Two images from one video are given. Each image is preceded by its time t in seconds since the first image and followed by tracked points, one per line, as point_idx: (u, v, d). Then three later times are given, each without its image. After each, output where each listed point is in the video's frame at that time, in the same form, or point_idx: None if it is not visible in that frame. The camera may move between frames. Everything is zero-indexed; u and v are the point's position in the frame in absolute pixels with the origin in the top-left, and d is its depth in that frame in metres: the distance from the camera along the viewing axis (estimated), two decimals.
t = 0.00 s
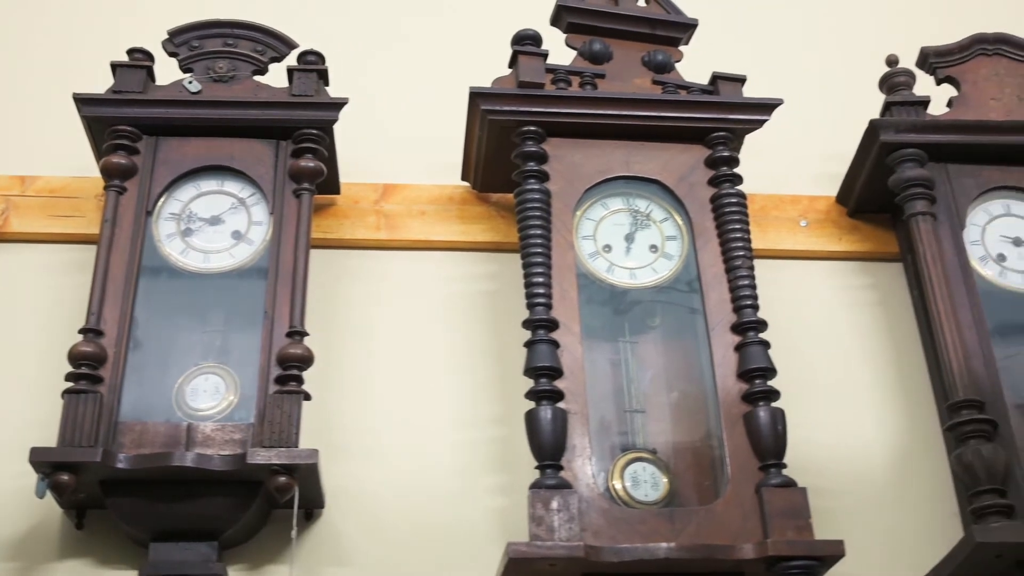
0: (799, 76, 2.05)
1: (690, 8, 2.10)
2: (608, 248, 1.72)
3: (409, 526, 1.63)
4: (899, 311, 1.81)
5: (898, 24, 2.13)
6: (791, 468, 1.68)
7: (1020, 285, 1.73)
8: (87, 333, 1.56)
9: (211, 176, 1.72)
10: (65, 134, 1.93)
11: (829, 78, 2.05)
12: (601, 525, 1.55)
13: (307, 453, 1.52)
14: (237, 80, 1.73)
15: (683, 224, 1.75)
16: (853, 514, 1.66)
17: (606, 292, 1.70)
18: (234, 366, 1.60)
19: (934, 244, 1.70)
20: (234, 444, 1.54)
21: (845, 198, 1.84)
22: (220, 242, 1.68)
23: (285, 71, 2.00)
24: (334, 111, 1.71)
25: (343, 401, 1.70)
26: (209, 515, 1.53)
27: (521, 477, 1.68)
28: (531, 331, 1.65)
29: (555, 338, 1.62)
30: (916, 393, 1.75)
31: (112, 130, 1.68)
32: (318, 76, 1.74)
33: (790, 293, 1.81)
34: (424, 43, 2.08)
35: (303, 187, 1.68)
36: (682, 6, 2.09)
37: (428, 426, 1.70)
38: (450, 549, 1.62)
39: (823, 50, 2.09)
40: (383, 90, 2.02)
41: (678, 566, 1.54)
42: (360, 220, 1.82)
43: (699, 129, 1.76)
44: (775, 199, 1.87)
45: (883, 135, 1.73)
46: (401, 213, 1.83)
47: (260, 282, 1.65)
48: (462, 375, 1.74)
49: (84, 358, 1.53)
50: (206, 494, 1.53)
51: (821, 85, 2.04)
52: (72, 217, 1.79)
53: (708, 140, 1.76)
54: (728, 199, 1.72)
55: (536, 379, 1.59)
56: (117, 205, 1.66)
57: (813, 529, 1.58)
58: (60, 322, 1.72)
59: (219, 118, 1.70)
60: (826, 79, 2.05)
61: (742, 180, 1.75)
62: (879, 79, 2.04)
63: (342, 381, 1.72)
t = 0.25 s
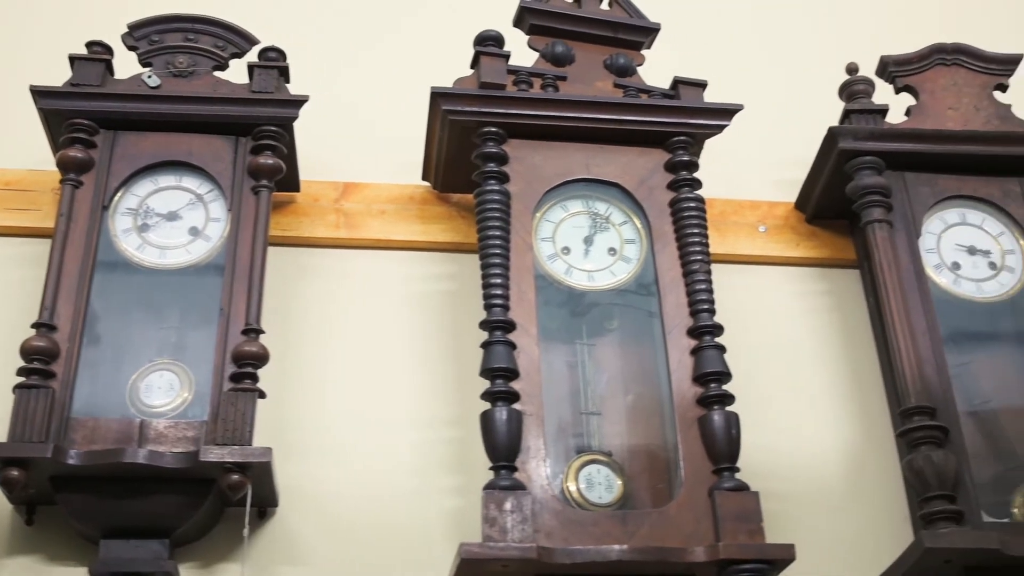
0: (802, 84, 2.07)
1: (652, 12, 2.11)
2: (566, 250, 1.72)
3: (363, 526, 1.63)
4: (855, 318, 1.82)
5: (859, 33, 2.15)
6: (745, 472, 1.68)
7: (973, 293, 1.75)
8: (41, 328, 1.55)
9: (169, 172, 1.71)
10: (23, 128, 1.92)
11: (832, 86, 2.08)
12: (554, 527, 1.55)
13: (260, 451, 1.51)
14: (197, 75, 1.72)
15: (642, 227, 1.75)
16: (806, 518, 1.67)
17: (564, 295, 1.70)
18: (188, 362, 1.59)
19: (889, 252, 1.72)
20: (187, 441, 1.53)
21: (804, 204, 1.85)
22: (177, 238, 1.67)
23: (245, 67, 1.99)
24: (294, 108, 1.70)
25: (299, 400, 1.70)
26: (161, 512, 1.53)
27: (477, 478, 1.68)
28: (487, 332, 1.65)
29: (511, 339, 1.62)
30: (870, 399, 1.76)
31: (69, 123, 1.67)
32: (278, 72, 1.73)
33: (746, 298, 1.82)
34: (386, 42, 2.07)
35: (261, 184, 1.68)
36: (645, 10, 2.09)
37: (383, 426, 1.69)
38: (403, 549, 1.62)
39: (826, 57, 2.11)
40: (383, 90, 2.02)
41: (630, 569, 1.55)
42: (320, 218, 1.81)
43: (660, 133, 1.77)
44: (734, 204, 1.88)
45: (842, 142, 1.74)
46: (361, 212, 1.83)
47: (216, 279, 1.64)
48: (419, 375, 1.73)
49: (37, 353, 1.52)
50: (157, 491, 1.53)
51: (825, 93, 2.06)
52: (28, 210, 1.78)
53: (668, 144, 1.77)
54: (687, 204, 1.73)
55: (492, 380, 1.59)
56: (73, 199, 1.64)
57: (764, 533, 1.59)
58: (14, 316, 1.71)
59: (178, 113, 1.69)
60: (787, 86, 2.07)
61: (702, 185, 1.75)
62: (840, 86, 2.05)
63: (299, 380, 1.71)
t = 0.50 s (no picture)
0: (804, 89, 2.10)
1: (614, 14, 2.12)
2: (523, 251, 1.73)
3: (316, 524, 1.62)
4: (809, 323, 1.84)
5: (820, 41, 2.17)
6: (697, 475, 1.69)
7: (926, 300, 1.77)
8: None
9: (124, 165, 1.70)
10: None
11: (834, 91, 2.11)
12: (505, 527, 1.55)
13: (210, 448, 1.50)
14: (154, 69, 1.71)
15: (599, 229, 1.75)
16: (757, 522, 1.68)
17: (520, 295, 1.70)
18: (141, 357, 1.58)
19: (843, 258, 1.73)
20: (137, 437, 1.51)
21: (761, 209, 1.86)
22: (131, 232, 1.66)
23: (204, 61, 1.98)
24: (252, 103, 1.69)
25: (253, 397, 1.69)
26: (110, 508, 1.51)
27: (430, 477, 1.68)
28: (443, 331, 1.65)
29: (466, 339, 1.62)
30: (823, 403, 1.78)
31: (23, 114, 1.65)
32: (236, 67, 1.72)
33: (703, 302, 1.83)
34: (348, 39, 2.07)
35: (217, 179, 1.67)
36: (607, 11, 2.10)
37: (337, 424, 1.69)
38: (356, 548, 1.62)
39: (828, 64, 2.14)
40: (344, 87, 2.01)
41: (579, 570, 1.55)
42: (277, 215, 1.81)
43: (618, 135, 1.77)
44: (692, 207, 1.88)
45: (799, 148, 1.75)
46: (318, 210, 1.82)
47: (170, 274, 1.63)
48: (373, 374, 1.73)
49: None
50: (107, 487, 1.51)
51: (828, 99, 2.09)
52: None
53: (627, 146, 1.77)
54: (644, 207, 1.74)
55: (446, 379, 1.59)
56: (26, 191, 1.63)
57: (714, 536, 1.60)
58: None
59: (135, 106, 1.67)
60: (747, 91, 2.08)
61: (660, 188, 1.76)
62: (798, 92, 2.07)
63: (253, 377, 1.70)
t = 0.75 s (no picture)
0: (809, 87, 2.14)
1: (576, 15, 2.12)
2: (481, 251, 1.73)
3: (269, 521, 1.62)
4: (765, 327, 1.85)
5: (779, 46, 2.19)
6: (650, 477, 1.70)
7: (880, 306, 1.78)
8: None
9: (79, 157, 1.68)
10: None
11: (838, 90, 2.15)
12: (457, 527, 1.55)
13: (162, 444, 1.48)
14: (112, 60, 1.70)
15: (558, 230, 1.76)
16: (709, 524, 1.69)
17: (477, 295, 1.70)
18: (93, 351, 1.56)
19: (800, 262, 1.74)
20: (88, 432, 1.48)
21: (720, 213, 1.87)
22: (86, 225, 1.65)
23: (163, 53, 1.96)
24: (211, 97, 1.69)
25: (208, 393, 1.68)
26: (59, 503, 1.50)
27: (383, 475, 1.68)
28: (399, 329, 1.64)
29: (423, 337, 1.62)
30: (777, 407, 1.79)
31: None
32: (196, 60, 1.71)
33: (660, 304, 1.84)
34: (309, 33, 2.06)
35: (174, 173, 1.66)
36: (569, 12, 2.10)
37: (291, 421, 1.68)
38: (307, 546, 1.61)
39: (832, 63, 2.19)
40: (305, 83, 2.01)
41: (531, 570, 1.55)
42: (234, 210, 1.80)
43: (578, 136, 1.78)
44: (651, 210, 1.89)
45: (758, 152, 1.76)
46: (276, 205, 1.81)
47: (125, 267, 1.62)
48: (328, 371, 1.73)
49: None
50: (57, 481, 1.50)
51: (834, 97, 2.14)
52: None
53: (587, 148, 1.78)
54: (603, 208, 1.74)
55: (401, 378, 1.59)
56: None
57: (666, 537, 1.60)
58: None
59: (91, 97, 1.66)
60: (708, 96, 2.09)
61: (619, 190, 1.76)
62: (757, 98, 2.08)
63: (208, 373, 1.69)
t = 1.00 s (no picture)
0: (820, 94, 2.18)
1: (538, 13, 2.12)
2: (440, 247, 1.72)
3: (221, 515, 1.61)
4: (721, 328, 1.86)
5: (741, 49, 2.20)
6: (604, 476, 1.71)
7: (836, 309, 1.79)
8: None
9: (33, 146, 1.66)
10: None
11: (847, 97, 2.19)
12: (410, 523, 1.55)
13: (113, 436, 1.47)
14: (68, 48, 1.68)
15: (516, 228, 1.76)
16: (662, 523, 1.69)
17: (434, 292, 1.70)
18: (44, 342, 1.54)
19: (757, 264, 1.75)
20: (37, 424, 1.46)
21: (679, 214, 1.88)
22: (39, 214, 1.63)
23: (121, 42, 1.95)
24: (168, 88, 1.68)
25: (162, 386, 1.67)
26: (7, 494, 1.48)
27: (336, 471, 1.67)
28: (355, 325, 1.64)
29: (378, 333, 1.62)
30: (733, 408, 1.79)
31: None
32: (155, 51, 1.70)
33: (618, 304, 1.84)
34: (268, 26, 2.05)
35: (130, 164, 1.65)
36: (532, 10, 2.10)
37: (246, 415, 1.67)
38: (259, 541, 1.60)
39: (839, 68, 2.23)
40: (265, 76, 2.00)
41: (483, 568, 1.55)
42: (192, 202, 1.79)
43: (538, 135, 1.78)
44: (611, 209, 1.90)
45: (717, 154, 1.76)
46: (234, 198, 1.80)
47: (78, 258, 1.60)
48: (283, 366, 1.72)
49: None
50: (5, 472, 1.48)
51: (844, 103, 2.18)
52: None
53: (546, 147, 1.78)
54: (562, 207, 1.74)
55: (356, 374, 1.58)
56: None
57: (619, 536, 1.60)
58: None
59: (46, 85, 1.64)
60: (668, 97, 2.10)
61: (578, 189, 1.77)
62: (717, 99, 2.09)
63: (162, 366, 1.68)
